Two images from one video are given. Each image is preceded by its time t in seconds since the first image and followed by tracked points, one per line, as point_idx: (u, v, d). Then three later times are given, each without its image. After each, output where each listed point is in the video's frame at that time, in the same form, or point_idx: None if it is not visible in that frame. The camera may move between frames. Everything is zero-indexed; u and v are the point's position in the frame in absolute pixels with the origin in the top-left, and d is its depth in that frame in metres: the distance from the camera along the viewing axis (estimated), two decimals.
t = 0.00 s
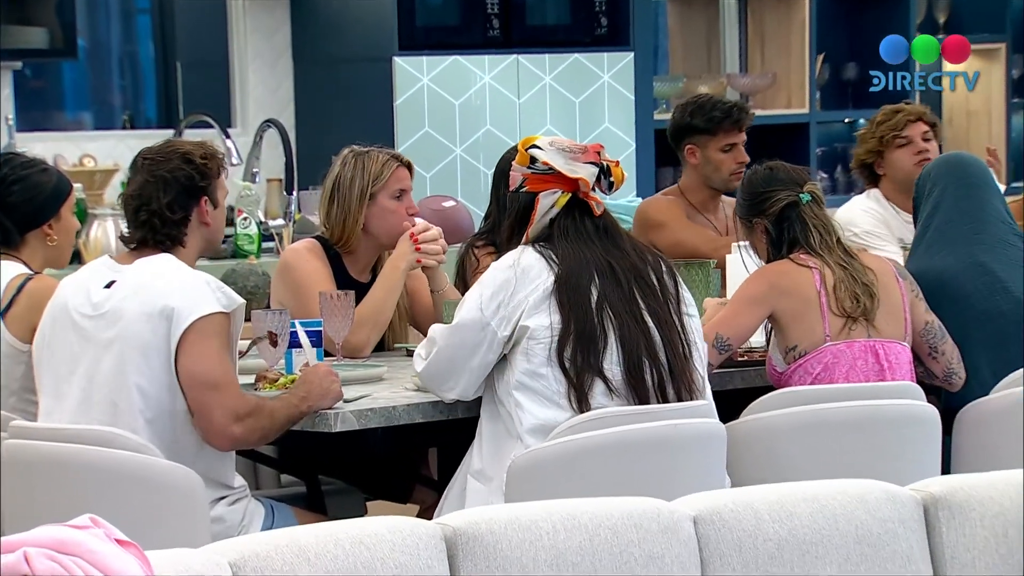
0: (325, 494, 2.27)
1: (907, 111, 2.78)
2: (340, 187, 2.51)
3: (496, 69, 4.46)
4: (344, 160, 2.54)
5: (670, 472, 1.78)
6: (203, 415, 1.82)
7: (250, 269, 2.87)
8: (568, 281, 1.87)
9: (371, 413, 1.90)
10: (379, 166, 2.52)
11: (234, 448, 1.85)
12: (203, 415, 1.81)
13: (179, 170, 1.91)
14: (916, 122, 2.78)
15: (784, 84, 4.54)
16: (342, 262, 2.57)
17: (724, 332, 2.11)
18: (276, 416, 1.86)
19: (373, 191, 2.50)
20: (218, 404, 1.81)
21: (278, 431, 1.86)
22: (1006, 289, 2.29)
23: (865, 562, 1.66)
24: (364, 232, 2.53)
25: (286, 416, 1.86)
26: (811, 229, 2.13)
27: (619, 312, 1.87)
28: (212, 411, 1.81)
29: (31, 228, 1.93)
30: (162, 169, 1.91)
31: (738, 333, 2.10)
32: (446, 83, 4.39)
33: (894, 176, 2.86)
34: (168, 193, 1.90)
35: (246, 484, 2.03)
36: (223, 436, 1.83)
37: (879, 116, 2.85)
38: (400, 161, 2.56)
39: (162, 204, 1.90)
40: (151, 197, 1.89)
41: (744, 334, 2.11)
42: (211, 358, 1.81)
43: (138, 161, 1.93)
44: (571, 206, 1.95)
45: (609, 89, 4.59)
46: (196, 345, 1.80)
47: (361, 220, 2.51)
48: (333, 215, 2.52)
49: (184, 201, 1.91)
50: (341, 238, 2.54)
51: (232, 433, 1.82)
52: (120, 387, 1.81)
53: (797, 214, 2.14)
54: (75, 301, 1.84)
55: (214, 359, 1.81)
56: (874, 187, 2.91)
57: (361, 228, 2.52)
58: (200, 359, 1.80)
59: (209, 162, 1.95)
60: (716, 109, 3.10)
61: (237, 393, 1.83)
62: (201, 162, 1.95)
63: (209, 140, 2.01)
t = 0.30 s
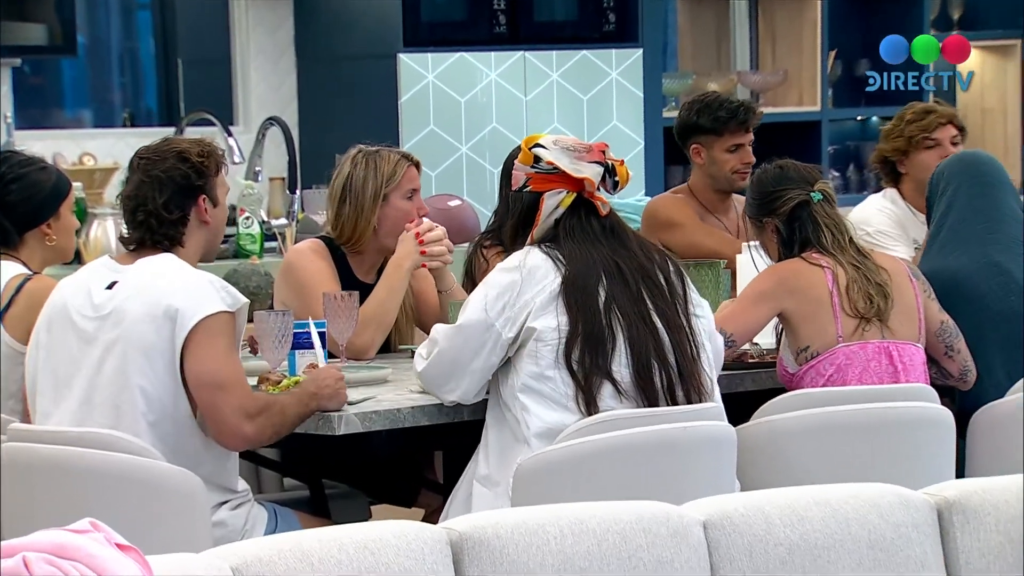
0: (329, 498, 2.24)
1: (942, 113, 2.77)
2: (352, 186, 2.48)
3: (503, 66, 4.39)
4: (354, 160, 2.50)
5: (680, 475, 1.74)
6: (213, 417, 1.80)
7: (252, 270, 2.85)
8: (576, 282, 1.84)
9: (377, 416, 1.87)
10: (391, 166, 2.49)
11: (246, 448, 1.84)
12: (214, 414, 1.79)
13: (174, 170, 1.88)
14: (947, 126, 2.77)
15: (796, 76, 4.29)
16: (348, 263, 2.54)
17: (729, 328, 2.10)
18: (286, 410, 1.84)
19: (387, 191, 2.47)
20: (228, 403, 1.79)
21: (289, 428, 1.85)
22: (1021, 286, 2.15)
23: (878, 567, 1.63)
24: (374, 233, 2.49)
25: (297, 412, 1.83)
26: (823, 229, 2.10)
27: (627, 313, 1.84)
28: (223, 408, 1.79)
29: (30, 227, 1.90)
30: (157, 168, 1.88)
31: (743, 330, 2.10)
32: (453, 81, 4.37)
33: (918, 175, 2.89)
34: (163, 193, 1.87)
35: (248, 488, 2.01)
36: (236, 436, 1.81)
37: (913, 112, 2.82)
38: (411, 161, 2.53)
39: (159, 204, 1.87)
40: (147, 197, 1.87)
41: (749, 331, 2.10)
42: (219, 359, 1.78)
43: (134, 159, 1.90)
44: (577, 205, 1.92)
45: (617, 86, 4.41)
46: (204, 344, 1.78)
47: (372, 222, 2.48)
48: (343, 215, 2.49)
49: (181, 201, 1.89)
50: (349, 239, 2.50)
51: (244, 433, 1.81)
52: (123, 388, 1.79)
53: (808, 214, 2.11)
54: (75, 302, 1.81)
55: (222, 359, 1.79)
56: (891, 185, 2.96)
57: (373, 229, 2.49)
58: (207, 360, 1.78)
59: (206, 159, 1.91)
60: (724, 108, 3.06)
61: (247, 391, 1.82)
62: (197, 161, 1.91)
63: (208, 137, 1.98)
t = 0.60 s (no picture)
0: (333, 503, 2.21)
1: (957, 113, 2.79)
2: (361, 186, 2.44)
3: (511, 65, 4.39)
4: (365, 159, 2.46)
5: (691, 480, 1.71)
6: (228, 423, 1.77)
7: (256, 272, 2.83)
8: (585, 283, 1.81)
9: (382, 419, 1.84)
10: (403, 166, 2.45)
11: (262, 455, 1.82)
12: (225, 422, 1.77)
13: (184, 163, 1.85)
14: (966, 126, 2.79)
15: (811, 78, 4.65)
16: (354, 263, 2.52)
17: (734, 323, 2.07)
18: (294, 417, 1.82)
19: (398, 192, 2.44)
20: (244, 410, 1.77)
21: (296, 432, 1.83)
22: None
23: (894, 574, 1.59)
24: (384, 233, 2.46)
25: (304, 416, 1.83)
26: (835, 229, 2.06)
27: (637, 315, 1.80)
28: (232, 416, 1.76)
29: (29, 228, 1.92)
30: (168, 160, 1.85)
31: (748, 324, 2.07)
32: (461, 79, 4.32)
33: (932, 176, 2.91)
34: (170, 186, 1.84)
35: (252, 493, 1.98)
36: (251, 446, 1.80)
37: (925, 114, 2.83)
38: (421, 162, 2.49)
39: (163, 196, 1.84)
40: (152, 188, 1.84)
41: (754, 326, 2.07)
42: (227, 362, 1.76)
43: (147, 151, 1.88)
44: (588, 203, 1.89)
45: (627, 84, 4.51)
46: (209, 351, 1.75)
47: (382, 220, 2.44)
48: (352, 215, 2.45)
49: (187, 196, 1.86)
50: (356, 240, 2.47)
51: (257, 440, 1.79)
52: (125, 394, 1.75)
53: (820, 213, 2.07)
54: (76, 304, 1.78)
55: (229, 363, 1.76)
56: (904, 185, 3.00)
57: (383, 229, 2.46)
58: (213, 365, 1.75)
59: (218, 160, 1.89)
60: (734, 108, 3.04)
61: (259, 398, 1.80)
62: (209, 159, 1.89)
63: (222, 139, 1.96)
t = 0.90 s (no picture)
0: (339, 509, 2.17)
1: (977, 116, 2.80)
2: (369, 187, 2.41)
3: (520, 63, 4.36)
4: (373, 160, 2.43)
5: (703, 486, 1.68)
6: (236, 427, 1.74)
7: (260, 273, 2.79)
8: (596, 285, 1.78)
9: (389, 424, 1.81)
10: (412, 169, 2.41)
11: (273, 461, 1.79)
12: (233, 427, 1.74)
13: (194, 165, 1.83)
14: (986, 128, 2.81)
15: (825, 75, 4.74)
16: (360, 264, 2.49)
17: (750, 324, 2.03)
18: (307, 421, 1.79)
19: (405, 194, 2.40)
20: (253, 414, 1.74)
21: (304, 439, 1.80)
22: None
23: None
24: (390, 234, 2.43)
25: (315, 421, 1.80)
26: (849, 229, 2.03)
27: (649, 317, 1.77)
28: (238, 420, 1.74)
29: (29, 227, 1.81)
30: (177, 162, 1.83)
31: (763, 325, 2.02)
32: (469, 78, 4.30)
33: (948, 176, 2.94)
34: (179, 187, 1.81)
35: (256, 499, 1.95)
36: (260, 450, 1.76)
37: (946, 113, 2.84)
38: (433, 166, 2.46)
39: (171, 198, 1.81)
40: (161, 189, 1.81)
41: (769, 327, 2.03)
42: (232, 367, 1.73)
43: (155, 152, 1.85)
44: (601, 198, 1.86)
45: (638, 82, 4.47)
46: (212, 357, 1.72)
47: (389, 220, 2.41)
48: (359, 216, 2.43)
49: (196, 198, 1.83)
50: (362, 241, 2.44)
51: (268, 445, 1.76)
52: (124, 399, 1.72)
53: (834, 214, 2.04)
54: (75, 306, 1.75)
55: (236, 365, 1.74)
56: (920, 185, 3.05)
57: (387, 232, 2.43)
58: (215, 369, 1.72)
59: (227, 163, 1.87)
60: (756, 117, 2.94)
61: (268, 402, 1.77)
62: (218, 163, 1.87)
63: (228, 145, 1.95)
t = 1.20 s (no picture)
0: (345, 514, 2.15)
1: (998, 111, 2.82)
2: (371, 185, 2.38)
3: (528, 60, 4.32)
4: (376, 157, 2.40)
5: (715, 491, 1.64)
6: (228, 434, 1.71)
7: (265, 274, 2.77)
8: (609, 287, 1.75)
9: (395, 427, 1.78)
10: (414, 165, 2.39)
11: (264, 467, 1.75)
12: (230, 433, 1.71)
13: (216, 165, 1.81)
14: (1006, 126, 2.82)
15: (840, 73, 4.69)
16: (366, 266, 2.46)
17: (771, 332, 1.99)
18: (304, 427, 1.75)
19: (407, 192, 2.37)
20: (245, 420, 1.70)
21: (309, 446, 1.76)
22: None
23: None
24: (392, 234, 2.40)
25: (322, 425, 1.76)
26: (869, 229, 2.00)
27: (661, 318, 1.74)
28: (239, 425, 1.70)
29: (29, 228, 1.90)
30: (199, 161, 1.80)
31: (786, 331, 1.98)
32: (476, 75, 4.26)
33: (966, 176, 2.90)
34: (204, 188, 1.79)
35: (260, 504, 1.92)
36: (252, 455, 1.72)
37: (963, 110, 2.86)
38: (435, 163, 2.43)
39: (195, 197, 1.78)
40: (185, 189, 1.77)
41: (791, 333, 1.99)
42: (231, 371, 1.70)
43: (171, 150, 1.82)
44: (610, 198, 1.83)
45: (649, 79, 4.45)
46: (215, 360, 1.69)
47: (390, 220, 2.38)
48: (362, 215, 2.39)
49: (218, 199, 1.81)
50: (365, 241, 2.41)
51: (261, 451, 1.72)
52: (126, 401, 1.69)
53: (855, 214, 2.01)
54: (81, 307, 1.72)
55: (230, 370, 1.70)
56: (938, 185, 3.01)
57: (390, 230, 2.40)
58: (220, 374, 1.69)
59: (243, 164, 1.86)
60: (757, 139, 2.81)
61: (264, 407, 1.73)
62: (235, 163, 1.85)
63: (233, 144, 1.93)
